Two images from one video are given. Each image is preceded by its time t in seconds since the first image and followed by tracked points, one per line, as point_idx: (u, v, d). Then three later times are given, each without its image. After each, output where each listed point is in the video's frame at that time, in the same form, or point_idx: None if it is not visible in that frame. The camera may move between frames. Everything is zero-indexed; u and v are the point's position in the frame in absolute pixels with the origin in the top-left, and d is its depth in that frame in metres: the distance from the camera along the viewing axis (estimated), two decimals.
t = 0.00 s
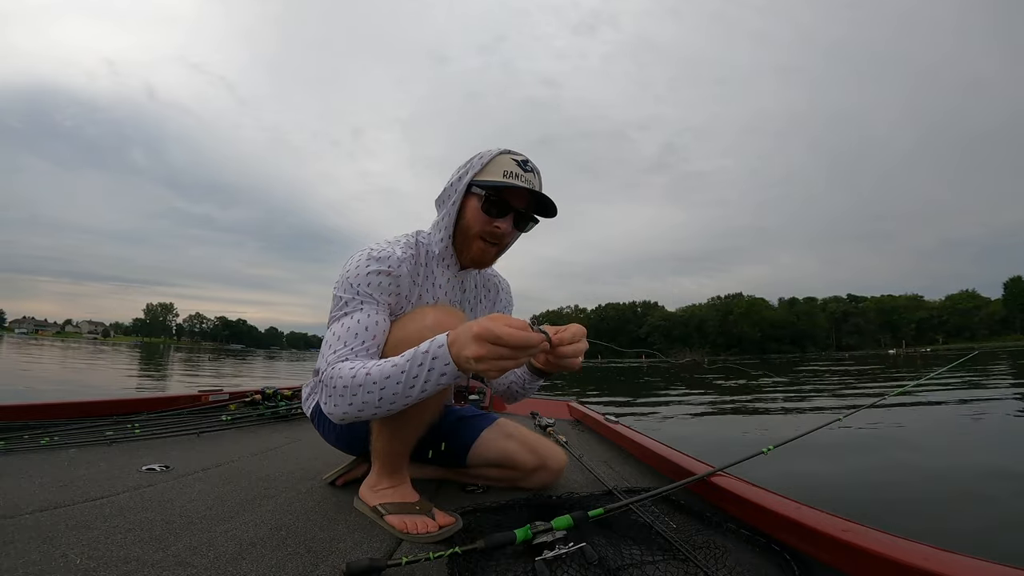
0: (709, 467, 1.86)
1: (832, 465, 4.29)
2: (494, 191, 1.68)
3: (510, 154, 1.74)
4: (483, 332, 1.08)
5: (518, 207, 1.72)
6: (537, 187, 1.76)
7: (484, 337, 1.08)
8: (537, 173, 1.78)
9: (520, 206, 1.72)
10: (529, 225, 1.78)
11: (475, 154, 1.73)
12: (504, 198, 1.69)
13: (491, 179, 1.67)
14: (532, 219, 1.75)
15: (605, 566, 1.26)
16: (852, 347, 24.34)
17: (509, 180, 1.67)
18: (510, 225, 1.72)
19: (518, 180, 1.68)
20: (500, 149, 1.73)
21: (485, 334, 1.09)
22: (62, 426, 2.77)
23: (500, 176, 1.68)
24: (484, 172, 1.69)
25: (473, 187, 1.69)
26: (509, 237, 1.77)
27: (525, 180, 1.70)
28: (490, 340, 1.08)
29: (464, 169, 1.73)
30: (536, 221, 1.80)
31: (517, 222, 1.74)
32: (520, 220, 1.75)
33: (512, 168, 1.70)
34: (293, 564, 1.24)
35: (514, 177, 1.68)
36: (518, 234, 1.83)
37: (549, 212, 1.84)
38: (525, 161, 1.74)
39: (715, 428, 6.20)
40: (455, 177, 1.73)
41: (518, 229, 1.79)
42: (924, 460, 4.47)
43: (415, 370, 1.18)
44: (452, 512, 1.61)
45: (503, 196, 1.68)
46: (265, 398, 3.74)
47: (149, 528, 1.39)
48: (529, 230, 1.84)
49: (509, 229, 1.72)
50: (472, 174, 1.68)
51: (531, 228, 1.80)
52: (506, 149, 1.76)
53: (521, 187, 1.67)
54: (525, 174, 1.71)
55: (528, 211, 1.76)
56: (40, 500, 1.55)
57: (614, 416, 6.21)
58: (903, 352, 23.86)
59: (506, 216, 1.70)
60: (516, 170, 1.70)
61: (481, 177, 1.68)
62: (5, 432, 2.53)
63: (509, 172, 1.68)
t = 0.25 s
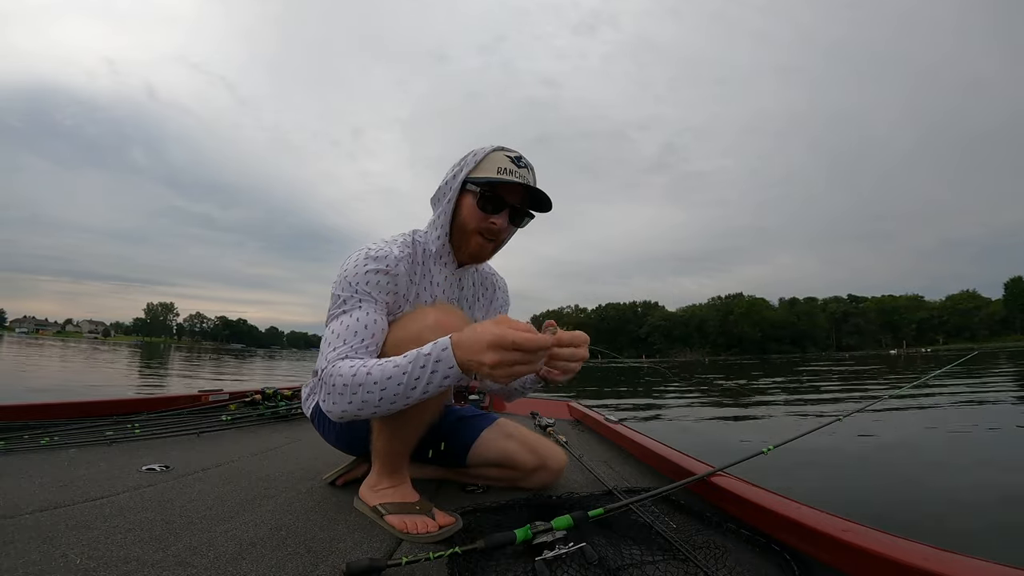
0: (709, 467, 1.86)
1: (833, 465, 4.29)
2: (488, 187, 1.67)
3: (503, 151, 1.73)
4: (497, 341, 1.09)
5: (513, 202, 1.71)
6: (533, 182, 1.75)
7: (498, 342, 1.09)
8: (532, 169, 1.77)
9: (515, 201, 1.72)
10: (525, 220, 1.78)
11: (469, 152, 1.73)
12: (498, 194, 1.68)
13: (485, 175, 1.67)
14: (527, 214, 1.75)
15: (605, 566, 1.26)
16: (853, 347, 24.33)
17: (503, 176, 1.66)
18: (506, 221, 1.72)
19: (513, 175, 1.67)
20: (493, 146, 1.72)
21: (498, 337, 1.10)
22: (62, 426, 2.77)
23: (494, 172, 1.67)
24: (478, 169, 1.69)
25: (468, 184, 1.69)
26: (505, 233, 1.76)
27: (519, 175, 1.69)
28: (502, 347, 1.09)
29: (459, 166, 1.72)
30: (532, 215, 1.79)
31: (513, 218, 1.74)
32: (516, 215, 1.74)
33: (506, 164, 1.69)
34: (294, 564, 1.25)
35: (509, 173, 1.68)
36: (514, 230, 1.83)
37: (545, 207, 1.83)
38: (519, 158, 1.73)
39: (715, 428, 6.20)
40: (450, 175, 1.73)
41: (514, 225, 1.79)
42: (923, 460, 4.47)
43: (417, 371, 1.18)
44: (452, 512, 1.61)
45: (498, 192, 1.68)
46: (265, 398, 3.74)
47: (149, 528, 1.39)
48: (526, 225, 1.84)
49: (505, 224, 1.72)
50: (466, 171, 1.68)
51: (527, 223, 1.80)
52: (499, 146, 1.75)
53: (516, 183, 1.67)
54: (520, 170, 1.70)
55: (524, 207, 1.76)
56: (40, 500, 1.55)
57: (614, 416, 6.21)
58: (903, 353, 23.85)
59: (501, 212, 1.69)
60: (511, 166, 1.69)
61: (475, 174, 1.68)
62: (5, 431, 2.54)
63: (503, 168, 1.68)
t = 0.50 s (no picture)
0: (709, 467, 1.86)
1: (833, 465, 4.29)
2: (474, 180, 1.68)
3: (486, 145, 1.73)
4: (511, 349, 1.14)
5: (501, 193, 1.71)
6: (519, 172, 1.74)
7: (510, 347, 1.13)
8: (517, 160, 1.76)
9: (503, 192, 1.71)
10: (515, 210, 1.78)
11: (453, 149, 1.74)
12: (485, 186, 1.68)
13: (470, 169, 1.68)
14: (517, 205, 1.75)
15: (605, 566, 1.26)
16: (853, 347, 24.31)
17: (488, 168, 1.66)
18: (496, 212, 1.71)
19: (498, 166, 1.67)
20: (477, 141, 1.73)
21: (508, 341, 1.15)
22: (62, 426, 2.77)
23: (479, 165, 1.68)
24: (463, 164, 1.70)
25: (454, 180, 1.69)
26: (496, 225, 1.76)
27: (504, 166, 1.69)
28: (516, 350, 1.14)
29: (443, 164, 1.73)
30: (522, 206, 1.79)
31: (503, 209, 1.74)
32: (504, 207, 1.74)
33: (490, 156, 1.69)
34: (294, 564, 1.25)
35: (494, 165, 1.68)
36: (505, 222, 1.82)
37: (532, 196, 1.83)
38: (503, 149, 1.73)
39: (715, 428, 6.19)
40: (436, 172, 1.73)
41: (505, 217, 1.79)
42: (924, 459, 4.46)
43: (420, 381, 1.19)
44: (452, 512, 1.61)
45: (485, 184, 1.68)
46: (265, 398, 3.74)
47: (149, 528, 1.39)
48: (516, 216, 1.83)
49: (495, 216, 1.72)
50: (451, 167, 1.69)
51: (517, 213, 1.79)
52: (483, 140, 1.76)
53: (501, 173, 1.67)
54: (505, 161, 1.70)
55: (513, 197, 1.75)
56: (40, 500, 1.55)
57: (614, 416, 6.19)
58: (904, 353, 23.82)
59: (489, 203, 1.69)
60: (495, 158, 1.69)
61: (460, 168, 1.68)
62: (5, 432, 2.54)
63: (488, 160, 1.68)
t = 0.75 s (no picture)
0: (709, 467, 1.85)
1: (833, 465, 4.29)
2: (462, 177, 1.67)
3: (474, 141, 1.72)
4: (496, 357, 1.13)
5: (490, 189, 1.69)
6: (509, 167, 1.72)
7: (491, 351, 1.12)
8: (507, 154, 1.74)
9: (492, 188, 1.70)
10: (506, 206, 1.75)
11: (441, 148, 1.74)
12: (474, 182, 1.67)
13: (458, 166, 1.66)
14: (507, 200, 1.73)
15: (605, 566, 1.26)
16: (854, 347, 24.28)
17: (475, 164, 1.65)
18: (486, 209, 1.70)
19: (485, 162, 1.66)
20: (464, 138, 1.72)
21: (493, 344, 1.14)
22: (62, 426, 2.77)
23: (466, 162, 1.66)
24: (451, 162, 1.69)
25: (443, 178, 1.69)
26: (488, 222, 1.74)
27: (492, 161, 1.67)
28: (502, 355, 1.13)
29: (432, 163, 1.73)
30: (513, 201, 1.77)
31: (494, 205, 1.72)
32: (495, 203, 1.72)
33: (477, 152, 1.68)
34: (294, 564, 1.25)
35: (481, 161, 1.66)
36: (498, 219, 1.80)
37: (524, 190, 1.80)
38: (491, 145, 1.71)
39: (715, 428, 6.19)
40: (425, 172, 1.73)
41: (497, 213, 1.77)
42: (924, 459, 4.46)
43: (413, 393, 1.18)
44: (452, 512, 1.61)
45: (473, 181, 1.67)
46: (265, 398, 3.74)
47: (149, 528, 1.39)
48: (509, 212, 1.81)
49: (485, 213, 1.70)
50: (439, 166, 1.69)
51: (509, 208, 1.77)
52: (470, 136, 1.75)
53: (489, 169, 1.65)
54: (493, 156, 1.68)
55: (503, 193, 1.73)
56: (40, 500, 1.55)
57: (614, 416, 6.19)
58: (905, 352, 23.81)
59: (479, 200, 1.68)
60: (482, 154, 1.67)
61: (448, 167, 1.68)
62: (5, 431, 2.54)
63: (475, 157, 1.67)
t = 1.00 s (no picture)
0: (709, 467, 1.85)
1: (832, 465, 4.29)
2: (460, 178, 1.66)
3: (472, 141, 1.71)
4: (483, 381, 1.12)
5: (488, 189, 1.68)
6: (507, 167, 1.70)
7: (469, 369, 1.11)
8: (505, 154, 1.73)
9: (491, 189, 1.69)
10: (505, 206, 1.74)
11: (439, 149, 1.74)
12: (471, 183, 1.66)
13: (455, 167, 1.66)
14: (506, 201, 1.71)
15: (606, 566, 1.26)
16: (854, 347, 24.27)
17: (472, 165, 1.64)
18: (485, 210, 1.69)
19: (483, 162, 1.65)
20: (461, 138, 1.71)
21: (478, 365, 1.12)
22: (63, 426, 2.77)
23: (464, 162, 1.66)
24: (449, 163, 1.68)
25: (441, 179, 1.68)
26: (487, 222, 1.73)
27: (489, 161, 1.66)
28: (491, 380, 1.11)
29: (431, 164, 1.73)
30: (512, 200, 1.75)
31: (492, 206, 1.71)
32: (494, 203, 1.71)
33: (474, 152, 1.67)
34: (294, 564, 1.24)
35: (478, 161, 1.65)
36: (498, 219, 1.79)
37: (524, 189, 1.79)
38: (489, 145, 1.70)
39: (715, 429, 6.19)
40: (423, 174, 1.73)
41: (497, 213, 1.76)
42: (924, 460, 4.46)
43: (418, 406, 1.18)
44: (452, 512, 1.61)
45: (471, 182, 1.66)
46: (265, 398, 3.74)
47: (149, 528, 1.39)
48: (509, 212, 1.80)
49: (484, 214, 1.69)
50: (436, 167, 1.68)
51: (508, 208, 1.76)
52: (468, 137, 1.74)
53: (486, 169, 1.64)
54: (490, 156, 1.67)
55: (502, 193, 1.72)
56: (40, 500, 1.55)
57: (614, 416, 6.19)
58: (904, 352, 23.81)
59: (477, 200, 1.67)
60: (480, 154, 1.66)
61: (446, 167, 1.67)
62: (5, 431, 2.54)
63: (472, 157, 1.66)
